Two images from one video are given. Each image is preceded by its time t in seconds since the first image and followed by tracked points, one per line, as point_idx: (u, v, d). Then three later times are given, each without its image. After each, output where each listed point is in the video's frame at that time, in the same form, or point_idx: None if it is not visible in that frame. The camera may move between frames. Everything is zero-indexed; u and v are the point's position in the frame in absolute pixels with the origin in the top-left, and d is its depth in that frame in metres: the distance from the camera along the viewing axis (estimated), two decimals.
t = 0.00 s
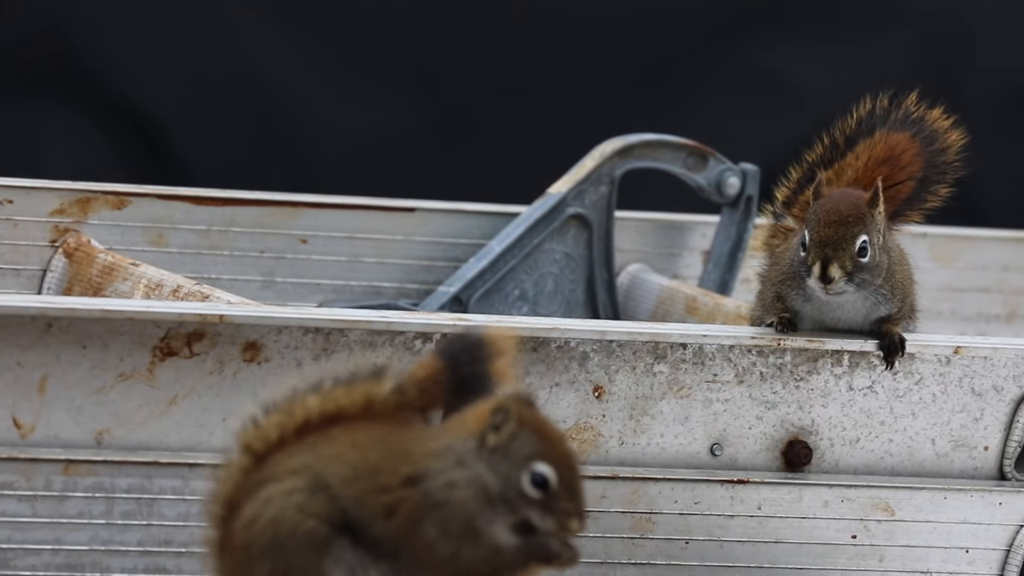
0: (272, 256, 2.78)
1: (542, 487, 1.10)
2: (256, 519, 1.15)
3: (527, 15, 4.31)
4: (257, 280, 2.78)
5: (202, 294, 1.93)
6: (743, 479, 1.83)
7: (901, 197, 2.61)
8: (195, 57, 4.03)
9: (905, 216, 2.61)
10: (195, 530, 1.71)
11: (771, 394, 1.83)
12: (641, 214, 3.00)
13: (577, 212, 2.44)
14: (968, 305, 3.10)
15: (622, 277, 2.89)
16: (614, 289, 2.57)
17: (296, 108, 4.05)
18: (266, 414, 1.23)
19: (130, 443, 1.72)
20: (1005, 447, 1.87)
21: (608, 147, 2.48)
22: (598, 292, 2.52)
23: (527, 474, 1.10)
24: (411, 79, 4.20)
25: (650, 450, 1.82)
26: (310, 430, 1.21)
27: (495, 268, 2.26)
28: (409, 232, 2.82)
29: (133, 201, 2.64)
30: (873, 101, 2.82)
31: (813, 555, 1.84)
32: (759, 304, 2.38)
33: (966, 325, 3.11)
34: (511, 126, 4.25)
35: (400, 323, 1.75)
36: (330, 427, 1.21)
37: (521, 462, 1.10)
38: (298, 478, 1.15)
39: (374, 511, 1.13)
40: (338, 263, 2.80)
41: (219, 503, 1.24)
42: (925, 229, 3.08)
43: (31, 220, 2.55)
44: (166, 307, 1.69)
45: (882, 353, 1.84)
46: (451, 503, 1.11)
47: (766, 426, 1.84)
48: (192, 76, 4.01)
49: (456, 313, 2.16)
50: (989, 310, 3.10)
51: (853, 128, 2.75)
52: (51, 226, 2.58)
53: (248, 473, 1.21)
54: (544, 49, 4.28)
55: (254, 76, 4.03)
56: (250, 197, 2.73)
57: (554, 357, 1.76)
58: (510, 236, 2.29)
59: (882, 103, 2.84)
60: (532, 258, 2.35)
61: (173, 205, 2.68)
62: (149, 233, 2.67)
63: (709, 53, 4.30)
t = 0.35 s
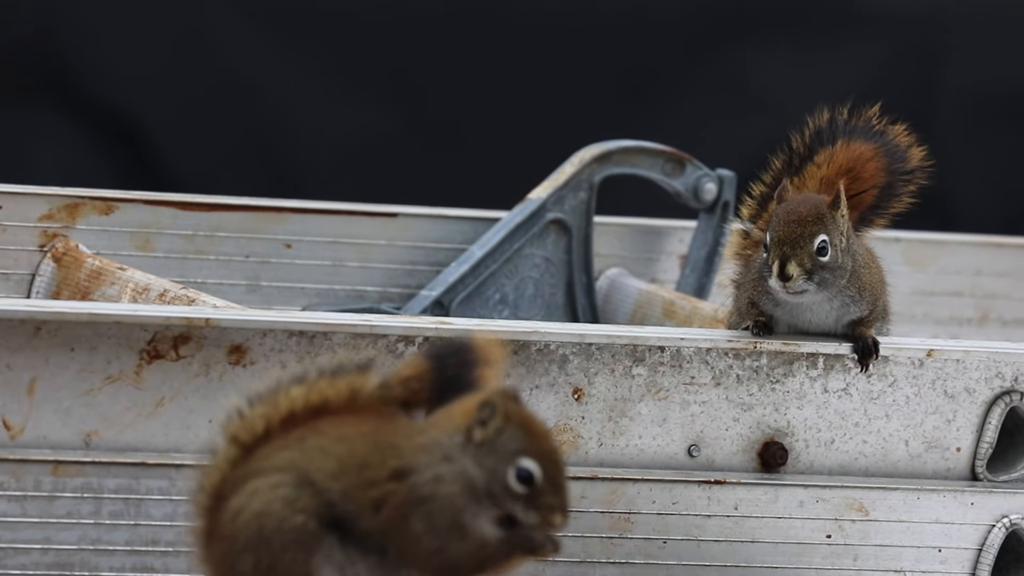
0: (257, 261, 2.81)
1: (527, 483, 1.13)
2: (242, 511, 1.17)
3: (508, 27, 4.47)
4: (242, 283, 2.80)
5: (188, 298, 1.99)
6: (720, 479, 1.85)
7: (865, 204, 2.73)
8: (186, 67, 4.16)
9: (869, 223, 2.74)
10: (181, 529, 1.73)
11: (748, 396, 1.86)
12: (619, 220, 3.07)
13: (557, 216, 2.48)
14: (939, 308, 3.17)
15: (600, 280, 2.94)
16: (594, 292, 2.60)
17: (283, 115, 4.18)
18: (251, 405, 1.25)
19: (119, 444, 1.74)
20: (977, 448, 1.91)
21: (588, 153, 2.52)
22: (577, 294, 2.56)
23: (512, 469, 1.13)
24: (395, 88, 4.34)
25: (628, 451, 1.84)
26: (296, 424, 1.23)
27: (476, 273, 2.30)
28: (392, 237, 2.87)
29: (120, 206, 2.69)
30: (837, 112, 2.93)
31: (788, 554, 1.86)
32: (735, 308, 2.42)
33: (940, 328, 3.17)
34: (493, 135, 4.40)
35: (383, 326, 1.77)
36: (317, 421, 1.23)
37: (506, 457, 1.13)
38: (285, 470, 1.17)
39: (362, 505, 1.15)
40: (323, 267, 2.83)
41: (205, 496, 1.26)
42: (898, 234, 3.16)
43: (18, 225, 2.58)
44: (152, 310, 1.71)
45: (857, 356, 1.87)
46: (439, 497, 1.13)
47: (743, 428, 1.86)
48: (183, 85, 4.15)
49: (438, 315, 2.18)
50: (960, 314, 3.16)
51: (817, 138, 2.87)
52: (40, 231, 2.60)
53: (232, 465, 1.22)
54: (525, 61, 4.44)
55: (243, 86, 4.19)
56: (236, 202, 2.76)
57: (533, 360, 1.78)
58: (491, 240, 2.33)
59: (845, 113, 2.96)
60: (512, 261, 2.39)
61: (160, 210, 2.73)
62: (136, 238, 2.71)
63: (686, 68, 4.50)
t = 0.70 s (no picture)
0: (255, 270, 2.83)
1: (529, 413, 1.29)
2: (260, 524, 1.21)
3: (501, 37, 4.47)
4: (240, 293, 2.82)
5: (187, 307, 2.02)
6: (711, 486, 1.87)
7: (859, 215, 2.75)
8: (183, 78, 4.19)
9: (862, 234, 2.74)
10: (181, 535, 1.75)
11: (739, 404, 1.88)
12: (613, 229, 3.11)
13: (551, 227, 2.50)
14: (928, 317, 3.20)
15: (593, 290, 2.96)
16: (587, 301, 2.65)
17: (278, 127, 4.23)
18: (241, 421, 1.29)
19: (118, 451, 1.76)
20: (965, 455, 1.94)
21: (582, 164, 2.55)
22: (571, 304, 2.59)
23: (514, 405, 1.28)
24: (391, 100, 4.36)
25: (621, 458, 1.86)
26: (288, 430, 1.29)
27: (471, 282, 2.32)
28: (389, 246, 2.88)
29: (120, 217, 2.72)
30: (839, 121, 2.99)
31: (779, 559, 1.89)
32: (726, 317, 2.47)
33: (928, 337, 3.21)
34: (486, 146, 4.44)
35: (379, 334, 1.80)
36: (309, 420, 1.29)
37: (508, 396, 1.29)
38: (295, 476, 1.22)
39: (377, 489, 1.23)
40: (321, 277, 2.85)
41: (211, 514, 1.30)
42: (888, 244, 3.16)
43: (20, 235, 2.63)
44: (151, 319, 1.74)
45: (846, 364, 1.90)
46: (454, 454, 1.26)
47: (734, 435, 1.88)
48: (180, 96, 4.18)
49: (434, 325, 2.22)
50: (949, 323, 3.21)
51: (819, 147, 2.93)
52: (40, 241, 2.65)
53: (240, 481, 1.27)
54: (518, 71, 4.46)
55: (240, 98, 4.22)
56: (235, 212, 2.79)
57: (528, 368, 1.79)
58: (487, 250, 2.37)
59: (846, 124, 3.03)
60: (507, 272, 2.42)
61: (159, 221, 2.76)
62: (136, 248, 2.75)
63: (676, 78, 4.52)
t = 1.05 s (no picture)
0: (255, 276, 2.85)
1: (526, 389, 1.40)
2: (265, 534, 1.28)
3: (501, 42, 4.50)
4: (240, 298, 2.84)
5: (187, 312, 2.01)
6: (708, 490, 1.88)
7: (854, 221, 2.76)
8: (184, 85, 4.24)
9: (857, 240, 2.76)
10: (181, 538, 1.76)
11: (735, 409, 1.90)
12: (610, 235, 3.12)
13: (549, 233, 2.52)
14: (923, 322, 3.22)
15: (591, 295, 3.00)
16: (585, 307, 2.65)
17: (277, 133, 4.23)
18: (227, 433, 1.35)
19: (120, 455, 1.78)
20: (959, 459, 1.96)
21: (579, 171, 2.56)
22: (568, 309, 2.60)
23: (511, 381, 1.40)
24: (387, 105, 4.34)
25: (618, 462, 1.87)
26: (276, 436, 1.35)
27: (469, 287, 2.33)
28: (388, 252, 2.89)
29: (121, 222, 2.73)
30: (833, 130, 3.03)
31: (775, 562, 1.90)
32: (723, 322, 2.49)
33: (923, 342, 3.22)
34: (485, 151, 4.42)
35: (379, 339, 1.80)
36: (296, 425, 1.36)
37: (499, 373, 1.39)
38: (293, 482, 1.29)
39: (379, 480, 1.31)
40: (320, 284, 2.88)
41: (204, 527, 1.36)
42: (882, 250, 3.21)
43: (22, 241, 2.65)
44: (152, 324, 1.75)
45: (842, 369, 1.92)
46: (454, 433, 1.36)
47: (731, 439, 1.90)
48: (180, 102, 4.21)
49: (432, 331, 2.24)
50: (944, 328, 3.22)
51: (813, 155, 2.97)
52: (42, 247, 2.67)
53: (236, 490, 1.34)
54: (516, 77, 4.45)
55: (237, 103, 4.23)
56: (236, 218, 2.79)
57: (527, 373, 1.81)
58: (486, 255, 2.38)
59: (840, 133, 3.07)
60: (505, 277, 2.44)
61: (160, 227, 2.77)
62: (137, 254, 2.77)
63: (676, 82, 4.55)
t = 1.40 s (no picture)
0: (255, 277, 2.85)
1: (526, 390, 1.39)
2: (269, 535, 1.29)
3: (500, 42, 4.50)
4: (241, 299, 2.84)
5: (188, 314, 2.04)
6: (707, 490, 1.88)
7: (852, 222, 2.77)
8: (183, 83, 4.22)
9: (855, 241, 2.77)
10: (183, 540, 1.77)
11: (734, 410, 1.90)
12: (609, 236, 3.12)
13: (549, 233, 2.52)
14: (921, 323, 3.22)
15: (590, 295, 3.00)
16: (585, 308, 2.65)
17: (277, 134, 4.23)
18: (230, 434, 1.36)
19: (121, 456, 1.78)
20: (958, 460, 1.96)
21: (579, 172, 2.57)
22: (568, 310, 2.61)
23: (511, 382, 1.38)
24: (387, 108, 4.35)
25: (618, 463, 1.88)
26: (278, 436, 1.36)
27: (469, 288, 2.35)
28: (388, 254, 2.90)
29: (121, 223, 2.73)
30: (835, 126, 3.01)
31: (775, 563, 1.90)
32: (722, 323, 2.50)
33: (922, 343, 3.21)
34: (485, 151, 4.46)
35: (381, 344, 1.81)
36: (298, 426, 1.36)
37: (501, 374, 1.39)
38: (295, 483, 1.30)
39: (380, 483, 1.32)
40: (320, 285, 2.89)
41: (207, 529, 1.36)
42: (882, 251, 3.21)
43: (23, 242, 2.66)
44: (153, 325, 1.75)
45: (841, 370, 1.92)
46: (455, 435, 1.36)
47: (730, 440, 1.90)
48: (179, 101, 4.21)
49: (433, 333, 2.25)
50: (943, 330, 3.22)
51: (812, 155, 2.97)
52: (43, 248, 2.68)
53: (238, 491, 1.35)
54: (515, 77, 4.47)
55: (238, 104, 4.22)
56: (236, 219, 2.80)
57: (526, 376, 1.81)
58: (485, 257, 2.38)
59: (838, 130, 3.06)
60: (505, 277, 2.44)
61: (160, 228, 2.77)
62: (137, 255, 2.76)
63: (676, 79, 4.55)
